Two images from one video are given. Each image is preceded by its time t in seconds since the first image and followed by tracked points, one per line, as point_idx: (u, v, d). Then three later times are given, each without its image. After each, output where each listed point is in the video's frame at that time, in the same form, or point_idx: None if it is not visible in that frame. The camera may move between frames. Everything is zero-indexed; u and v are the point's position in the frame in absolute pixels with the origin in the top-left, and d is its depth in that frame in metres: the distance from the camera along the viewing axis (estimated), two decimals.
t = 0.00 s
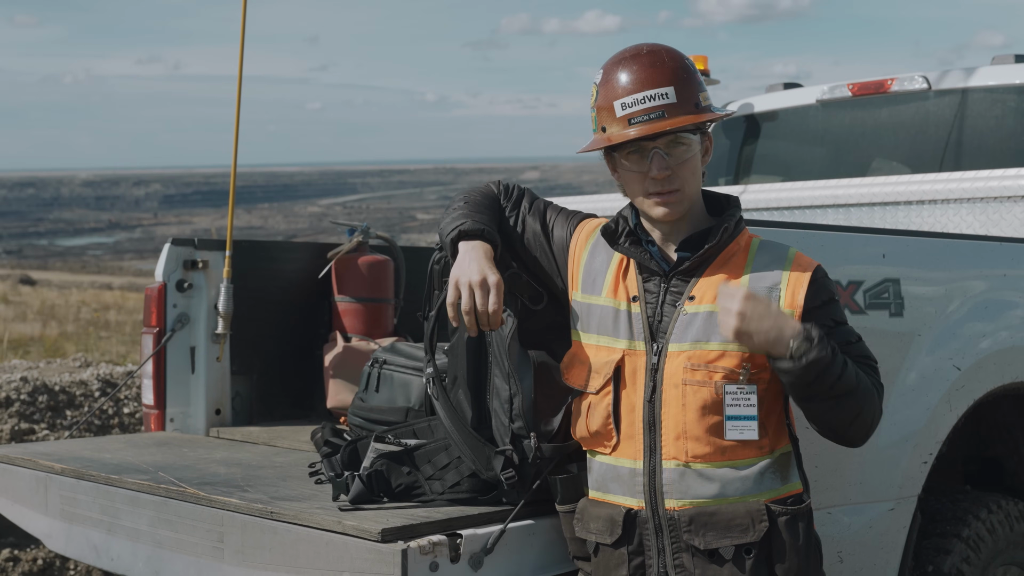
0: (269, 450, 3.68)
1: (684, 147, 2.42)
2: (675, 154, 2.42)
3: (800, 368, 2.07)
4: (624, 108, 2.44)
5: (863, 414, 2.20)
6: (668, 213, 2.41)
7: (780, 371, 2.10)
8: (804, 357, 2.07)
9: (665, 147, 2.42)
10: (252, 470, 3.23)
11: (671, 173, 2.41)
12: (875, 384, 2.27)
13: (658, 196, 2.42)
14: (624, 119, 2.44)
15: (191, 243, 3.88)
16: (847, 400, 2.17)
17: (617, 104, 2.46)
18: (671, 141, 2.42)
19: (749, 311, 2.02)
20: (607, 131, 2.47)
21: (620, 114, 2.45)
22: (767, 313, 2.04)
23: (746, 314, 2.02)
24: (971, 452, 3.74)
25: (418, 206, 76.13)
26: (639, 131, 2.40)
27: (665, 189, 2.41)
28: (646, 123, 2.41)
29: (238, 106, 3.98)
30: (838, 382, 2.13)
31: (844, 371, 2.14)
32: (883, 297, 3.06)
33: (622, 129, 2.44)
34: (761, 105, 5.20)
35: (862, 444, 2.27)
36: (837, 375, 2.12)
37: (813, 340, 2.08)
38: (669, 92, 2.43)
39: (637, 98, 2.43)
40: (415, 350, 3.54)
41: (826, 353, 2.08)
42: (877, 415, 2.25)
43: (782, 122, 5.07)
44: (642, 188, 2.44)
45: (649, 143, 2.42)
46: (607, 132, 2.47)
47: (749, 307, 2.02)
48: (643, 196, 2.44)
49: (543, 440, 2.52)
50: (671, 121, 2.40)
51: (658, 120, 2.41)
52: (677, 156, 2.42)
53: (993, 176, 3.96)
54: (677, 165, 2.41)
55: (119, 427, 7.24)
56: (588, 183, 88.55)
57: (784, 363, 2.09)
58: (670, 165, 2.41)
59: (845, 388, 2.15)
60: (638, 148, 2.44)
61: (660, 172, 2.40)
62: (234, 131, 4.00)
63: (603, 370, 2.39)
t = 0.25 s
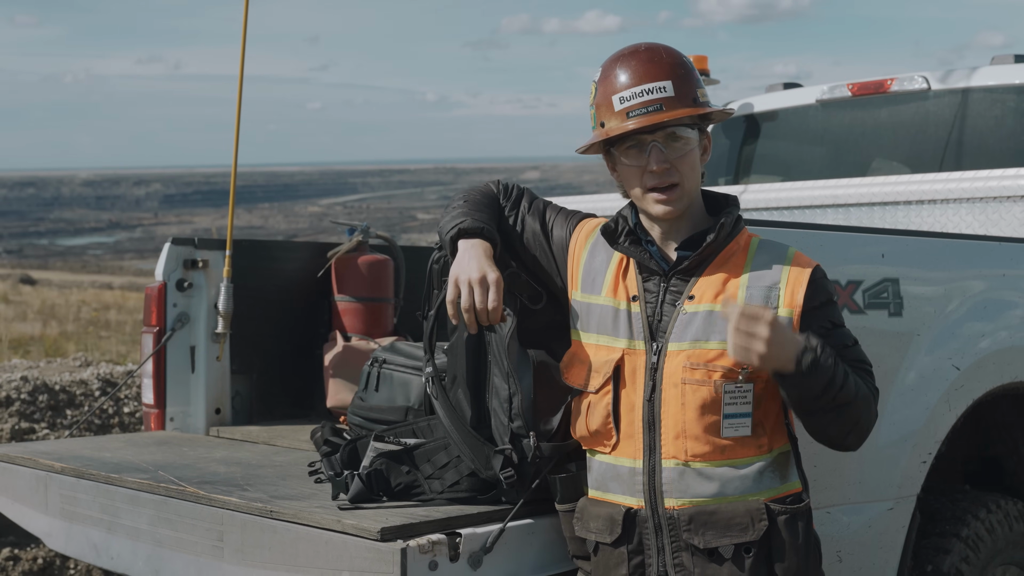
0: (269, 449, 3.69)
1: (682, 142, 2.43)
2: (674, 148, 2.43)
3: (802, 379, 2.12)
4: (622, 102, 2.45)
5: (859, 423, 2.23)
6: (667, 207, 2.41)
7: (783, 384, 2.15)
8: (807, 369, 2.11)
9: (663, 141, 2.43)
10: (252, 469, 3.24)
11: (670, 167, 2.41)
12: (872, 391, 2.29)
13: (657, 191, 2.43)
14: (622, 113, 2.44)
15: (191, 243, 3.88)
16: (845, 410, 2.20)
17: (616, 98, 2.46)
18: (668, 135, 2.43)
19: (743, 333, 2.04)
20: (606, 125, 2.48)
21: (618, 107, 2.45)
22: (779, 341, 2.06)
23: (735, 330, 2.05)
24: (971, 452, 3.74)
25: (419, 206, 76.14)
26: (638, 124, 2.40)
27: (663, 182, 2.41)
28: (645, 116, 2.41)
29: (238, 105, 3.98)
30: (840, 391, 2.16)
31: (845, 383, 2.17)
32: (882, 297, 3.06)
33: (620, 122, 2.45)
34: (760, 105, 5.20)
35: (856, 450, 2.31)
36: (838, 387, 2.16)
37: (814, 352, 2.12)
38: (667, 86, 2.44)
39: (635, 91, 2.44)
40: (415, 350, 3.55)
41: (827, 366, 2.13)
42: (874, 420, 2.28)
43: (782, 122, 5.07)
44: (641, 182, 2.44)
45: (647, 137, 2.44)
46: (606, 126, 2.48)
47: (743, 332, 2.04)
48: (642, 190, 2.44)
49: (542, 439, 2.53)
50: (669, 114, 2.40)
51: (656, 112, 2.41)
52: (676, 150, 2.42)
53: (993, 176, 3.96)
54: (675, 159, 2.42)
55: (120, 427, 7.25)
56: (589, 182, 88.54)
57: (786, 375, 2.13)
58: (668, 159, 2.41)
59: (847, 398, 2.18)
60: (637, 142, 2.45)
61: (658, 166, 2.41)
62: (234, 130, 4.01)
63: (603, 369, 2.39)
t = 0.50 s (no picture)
0: (269, 450, 3.69)
1: (681, 146, 2.42)
2: (673, 152, 2.42)
3: (789, 422, 2.18)
4: (621, 106, 2.45)
5: (846, 448, 2.29)
6: (666, 213, 2.43)
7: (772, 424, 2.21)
8: (794, 412, 2.17)
9: (663, 145, 2.42)
10: (252, 470, 3.24)
11: (669, 171, 2.42)
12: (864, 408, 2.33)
13: (657, 195, 2.43)
14: (621, 117, 2.45)
15: (192, 245, 3.88)
16: (834, 440, 2.25)
17: (615, 103, 2.46)
18: (668, 139, 2.42)
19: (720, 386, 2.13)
20: (606, 129, 2.48)
21: (617, 112, 2.45)
22: (760, 394, 2.12)
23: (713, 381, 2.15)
24: (971, 455, 3.74)
25: (420, 207, 76.16)
26: (638, 128, 2.40)
27: (663, 187, 2.42)
28: (644, 120, 2.42)
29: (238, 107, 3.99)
30: (829, 426, 2.22)
31: (833, 416, 2.22)
32: (882, 299, 3.06)
33: (619, 126, 2.45)
34: (761, 107, 5.21)
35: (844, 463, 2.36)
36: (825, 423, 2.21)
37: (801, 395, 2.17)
38: (665, 90, 2.44)
39: (634, 96, 2.44)
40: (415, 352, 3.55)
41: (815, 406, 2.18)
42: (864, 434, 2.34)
43: (782, 124, 5.07)
44: (641, 187, 2.45)
45: (647, 141, 2.43)
46: (606, 131, 2.48)
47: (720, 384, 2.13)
48: (642, 194, 2.45)
49: (541, 441, 2.54)
50: (668, 118, 2.41)
51: (655, 117, 2.41)
52: (675, 154, 2.42)
53: (993, 178, 3.96)
54: (675, 163, 2.42)
55: (120, 428, 7.26)
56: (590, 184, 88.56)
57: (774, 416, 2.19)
58: (667, 163, 2.42)
59: (836, 430, 2.23)
60: (637, 146, 2.45)
61: (657, 170, 2.41)
62: (235, 132, 4.01)
63: (603, 371, 2.39)
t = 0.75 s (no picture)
0: (269, 452, 3.70)
1: (680, 151, 2.43)
2: (673, 158, 2.43)
3: (789, 402, 2.16)
4: (620, 114, 2.45)
5: (849, 438, 2.26)
6: (666, 217, 2.43)
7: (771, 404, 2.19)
8: (794, 391, 2.15)
9: (662, 151, 2.43)
10: (252, 472, 3.25)
11: (669, 177, 2.42)
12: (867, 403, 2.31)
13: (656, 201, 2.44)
14: (620, 125, 2.45)
15: (191, 247, 3.88)
16: (836, 427, 2.23)
17: (613, 110, 2.47)
18: (667, 145, 2.43)
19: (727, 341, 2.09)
20: (605, 136, 2.48)
21: (616, 119, 2.46)
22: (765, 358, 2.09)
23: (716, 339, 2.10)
24: (970, 456, 3.74)
25: (420, 209, 76.19)
26: (637, 136, 2.41)
27: (663, 193, 2.42)
28: (643, 128, 2.42)
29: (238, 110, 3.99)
30: (830, 412, 2.20)
31: (835, 402, 2.20)
32: (880, 301, 3.07)
33: (618, 134, 2.45)
34: (761, 108, 5.21)
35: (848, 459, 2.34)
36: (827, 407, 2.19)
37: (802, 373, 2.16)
38: (664, 97, 2.45)
39: (633, 103, 2.45)
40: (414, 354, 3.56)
41: (815, 387, 2.16)
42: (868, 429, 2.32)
43: (782, 125, 5.08)
44: (640, 193, 2.45)
45: (646, 148, 2.44)
46: (605, 137, 2.49)
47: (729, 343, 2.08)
48: (641, 200, 2.45)
49: (540, 443, 2.55)
50: (667, 125, 2.41)
51: (654, 124, 2.42)
52: (674, 160, 2.43)
53: (992, 180, 3.96)
54: (674, 169, 2.43)
55: (121, 429, 7.27)
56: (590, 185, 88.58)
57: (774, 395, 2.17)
58: (667, 169, 2.42)
59: (837, 417, 2.21)
60: (636, 153, 2.45)
61: (657, 177, 2.42)
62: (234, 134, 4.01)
63: (603, 373, 2.40)
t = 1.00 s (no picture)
0: (269, 453, 3.70)
1: (678, 157, 2.43)
2: (669, 164, 2.43)
3: (790, 403, 2.14)
4: (616, 122, 2.46)
5: (850, 436, 2.26)
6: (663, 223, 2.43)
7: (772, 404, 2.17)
8: (796, 392, 2.13)
9: (659, 158, 2.43)
10: (252, 473, 3.25)
11: (666, 184, 2.42)
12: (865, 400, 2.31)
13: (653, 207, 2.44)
14: (616, 132, 2.45)
15: (191, 249, 3.88)
16: (837, 426, 2.22)
17: (609, 117, 2.47)
18: (664, 152, 2.42)
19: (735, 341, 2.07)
20: (601, 143, 2.49)
21: (612, 127, 2.46)
22: (773, 355, 2.08)
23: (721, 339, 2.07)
24: (970, 457, 3.75)
25: (421, 210, 76.19)
26: (634, 145, 2.41)
27: (660, 199, 2.42)
28: (639, 136, 2.42)
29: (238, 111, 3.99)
30: (832, 412, 2.19)
31: (836, 401, 2.20)
32: (879, 302, 3.07)
33: (615, 141, 2.45)
34: (761, 109, 5.21)
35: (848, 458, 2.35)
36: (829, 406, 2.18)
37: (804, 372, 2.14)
38: (660, 103, 2.45)
39: (628, 111, 2.45)
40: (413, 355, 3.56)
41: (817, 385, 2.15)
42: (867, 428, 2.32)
43: (781, 126, 5.08)
44: (637, 200, 2.45)
45: (642, 155, 2.43)
46: (601, 145, 2.49)
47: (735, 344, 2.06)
48: (638, 207, 2.45)
49: (540, 444, 2.55)
50: (662, 133, 2.42)
51: (650, 132, 2.42)
52: (671, 166, 2.42)
53: (993, 181, 3.95)
54: (671, 175, 2.42)
55: (121, 431, 7.28)
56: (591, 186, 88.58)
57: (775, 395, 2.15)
58: (664, 176, 2.42)
59: (838, 416, 2.21)
60: (633, 160, 2.44)
61: (653, 184, 2.41)
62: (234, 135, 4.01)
63: (600, 374, 2.41)
